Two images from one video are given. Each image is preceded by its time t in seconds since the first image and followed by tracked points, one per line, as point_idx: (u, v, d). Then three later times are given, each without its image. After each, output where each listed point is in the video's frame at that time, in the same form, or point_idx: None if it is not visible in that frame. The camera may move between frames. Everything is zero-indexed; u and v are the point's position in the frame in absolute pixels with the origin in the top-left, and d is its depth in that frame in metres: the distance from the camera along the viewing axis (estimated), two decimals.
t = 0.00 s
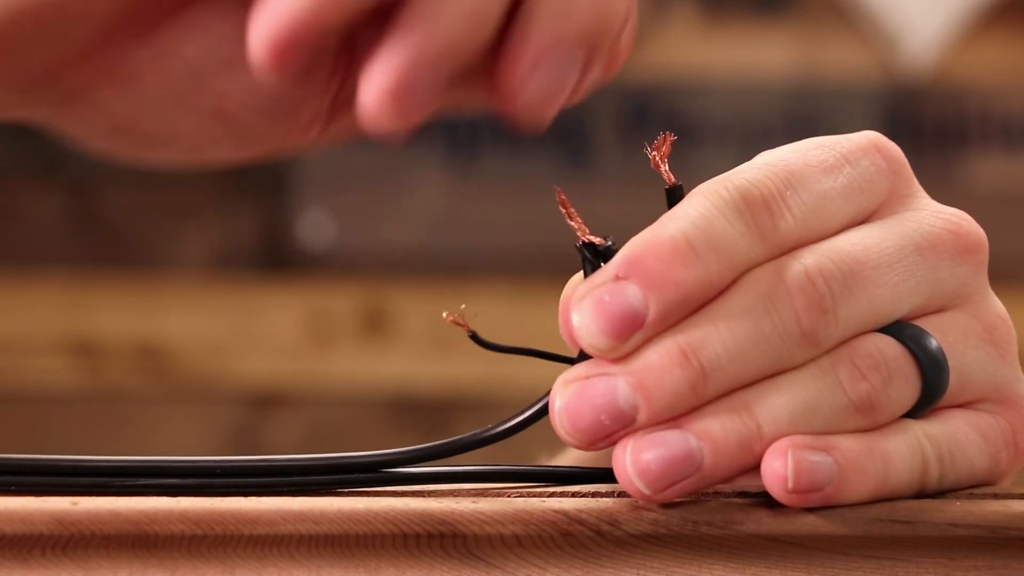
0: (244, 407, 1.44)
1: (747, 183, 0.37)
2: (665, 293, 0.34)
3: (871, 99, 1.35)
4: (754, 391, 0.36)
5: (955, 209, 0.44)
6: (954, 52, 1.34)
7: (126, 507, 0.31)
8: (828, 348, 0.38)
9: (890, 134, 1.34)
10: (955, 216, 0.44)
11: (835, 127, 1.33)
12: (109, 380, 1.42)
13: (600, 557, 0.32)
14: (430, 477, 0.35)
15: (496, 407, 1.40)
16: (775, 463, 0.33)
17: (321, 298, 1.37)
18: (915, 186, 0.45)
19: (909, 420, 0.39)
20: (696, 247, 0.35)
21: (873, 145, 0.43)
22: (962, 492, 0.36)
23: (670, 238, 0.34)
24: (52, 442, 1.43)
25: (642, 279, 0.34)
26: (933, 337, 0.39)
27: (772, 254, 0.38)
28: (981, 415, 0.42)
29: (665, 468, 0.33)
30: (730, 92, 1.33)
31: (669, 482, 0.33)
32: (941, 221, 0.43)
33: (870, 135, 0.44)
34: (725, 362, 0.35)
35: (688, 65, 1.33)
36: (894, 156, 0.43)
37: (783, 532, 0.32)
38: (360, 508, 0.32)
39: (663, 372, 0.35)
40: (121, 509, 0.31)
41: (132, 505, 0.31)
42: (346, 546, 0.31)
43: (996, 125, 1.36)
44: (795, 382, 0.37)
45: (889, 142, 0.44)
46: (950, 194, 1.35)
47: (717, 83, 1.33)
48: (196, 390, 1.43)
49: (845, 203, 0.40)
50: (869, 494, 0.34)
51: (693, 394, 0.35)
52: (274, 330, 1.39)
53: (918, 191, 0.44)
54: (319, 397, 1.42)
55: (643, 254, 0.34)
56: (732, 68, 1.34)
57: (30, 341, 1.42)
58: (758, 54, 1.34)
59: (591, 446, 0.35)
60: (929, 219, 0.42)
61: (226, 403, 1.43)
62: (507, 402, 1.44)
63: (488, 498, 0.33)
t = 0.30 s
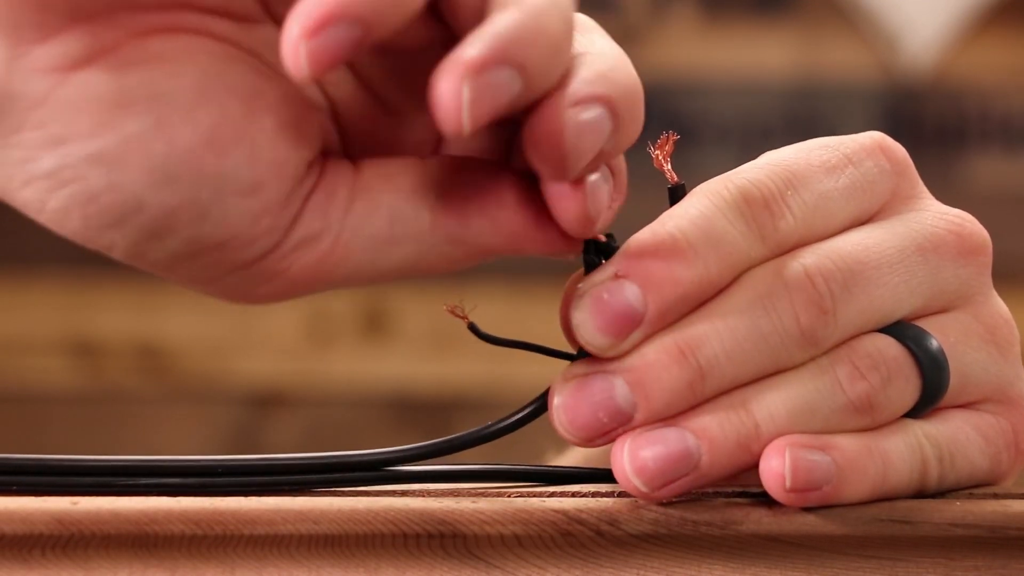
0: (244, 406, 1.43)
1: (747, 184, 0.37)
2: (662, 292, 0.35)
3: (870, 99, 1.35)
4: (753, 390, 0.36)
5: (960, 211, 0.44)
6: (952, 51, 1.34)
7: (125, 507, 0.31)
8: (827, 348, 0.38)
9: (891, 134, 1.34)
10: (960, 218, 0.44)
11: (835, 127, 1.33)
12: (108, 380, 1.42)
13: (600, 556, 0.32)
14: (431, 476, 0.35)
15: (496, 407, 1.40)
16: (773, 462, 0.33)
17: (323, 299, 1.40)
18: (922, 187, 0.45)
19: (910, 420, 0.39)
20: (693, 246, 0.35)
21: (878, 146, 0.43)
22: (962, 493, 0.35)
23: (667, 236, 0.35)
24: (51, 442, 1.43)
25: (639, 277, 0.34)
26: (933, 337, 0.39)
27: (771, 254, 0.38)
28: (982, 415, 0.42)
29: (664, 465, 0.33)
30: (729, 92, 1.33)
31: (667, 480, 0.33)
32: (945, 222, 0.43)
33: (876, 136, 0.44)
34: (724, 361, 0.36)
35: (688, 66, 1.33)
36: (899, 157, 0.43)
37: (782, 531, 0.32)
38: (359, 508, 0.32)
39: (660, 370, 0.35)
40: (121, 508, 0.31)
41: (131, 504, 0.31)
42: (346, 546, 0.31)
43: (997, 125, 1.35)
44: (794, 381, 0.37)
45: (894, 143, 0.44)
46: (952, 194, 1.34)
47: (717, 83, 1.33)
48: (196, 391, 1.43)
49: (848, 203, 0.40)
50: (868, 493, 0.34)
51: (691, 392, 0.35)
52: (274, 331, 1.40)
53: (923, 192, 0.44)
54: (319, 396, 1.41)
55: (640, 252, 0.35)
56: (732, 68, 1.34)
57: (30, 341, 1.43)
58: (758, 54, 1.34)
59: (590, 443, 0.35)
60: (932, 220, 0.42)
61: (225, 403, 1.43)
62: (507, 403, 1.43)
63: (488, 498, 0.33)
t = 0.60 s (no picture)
0: (243, 406, 1.42)
1: (745, 186, 0.37)
2: (665, 295, 0.34)
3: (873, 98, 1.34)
4: (754, 392, 0.36)
5: (957, 207, 0.45)
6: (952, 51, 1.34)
7: (124, 506, 0.31)
8: (829, 349, 0.38)
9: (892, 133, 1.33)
10: (956, 214, 0.44)
11: (836, 127, 1.32)
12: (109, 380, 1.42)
13: (600, 557, 0.32)
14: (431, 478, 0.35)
15: (496, 407, 1.40)
16: (776, 460, 0.33)
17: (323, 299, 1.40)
18: (917, 185, 0.45)
19: (910, 420, 0.39)
20: (696, 248, 0.35)
21: (872, 144, 0.43)
22: (963, 492, 0.36)
23: (669, 240, 0.34)
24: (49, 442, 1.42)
25: (643, 282, 0.34)
26: (933, 335, 0.39)
27: (771, 255, 0.38)
28: (984, 415, 0.42)
29: (671, 470, 0.33)
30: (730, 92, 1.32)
31: (674, 484, 0.33)
32: (942, 219, 0.43)
33: (869, 134, 0.44)
34: (730, 362, 0.35)
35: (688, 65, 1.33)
36: (893, 155, 0.43)
37: (783, 532, 0.32)
38: (358, 508, 0.32)
39: (666, 373, 0.34)
40: (120, 507, 0.31)
41: (130, 504, 0.31)
42: (346, 546, 0.31)
43: (996, 125, 1.33)
44: (795, 383, 0.37)
45: (887, 141, 0.44)
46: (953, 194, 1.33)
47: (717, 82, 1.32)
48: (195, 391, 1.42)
49: (846, 203, 0.40)
50: (871, 493, 0.34)
51: (698, 393, 0.35)
52: (274, 330, 1.40)
53: (917, 188, 0.45)
54: (319, 396, 1.41)
55: (642, 257, 0.34)
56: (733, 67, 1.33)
57: (30, 341, 1.43)
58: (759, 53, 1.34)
59: (598, 449, 0.35)
60: (929, 217, 0.43)
61: (221, 402, 1.42)
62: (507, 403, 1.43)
63: (488, 498, 0.33)
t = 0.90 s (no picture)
0: (244, 406, 1.40)
1: (748, 184, 0.37)
2: (661, 289, 0.34)
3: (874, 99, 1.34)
4: (749, 390, 0.37)
5: (956, 213, 0.45)
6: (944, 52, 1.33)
7: (123, 506, 0.31)
8: (824, 348, 0.38)
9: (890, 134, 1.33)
10: (958, 219, 0.45)
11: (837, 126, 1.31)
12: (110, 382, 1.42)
13: (600, 556, 0.32)
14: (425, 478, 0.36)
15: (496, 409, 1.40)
16: (771, 458, 0.34)
17: (323, 299, 1.34)
18: (917, 190, 0.46)
19: (906, 420, 0.39)
20: (692, 246, 0.35)
21: (877, 147, 0.44)
22: (960, 492, 0.35)
23: (666, 236, 0.35)
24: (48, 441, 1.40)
25: (638, 275, 0.34)
26: (927, 337, 0.39)
27: (769, 253, 0.38)
28: (982, 414, 0.43)
29: (664, 466, 0.33)
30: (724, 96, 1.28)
31: (666, 480, 0.33)
32: (943, 223, 0.44)
33: (874, 138, 0.44)
34: (723, 358, 0.36)
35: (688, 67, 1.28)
36: (898, 158, 0.44)
37: (782, 531, 0.32)
38: (359, 509, 0.32)
39: (659, 368, 0.35)
40: (119, 507, 0.31)
41: (129, 505, 0.31)
42: (345, 546, 0.31)
43: (997, 126, 1.34)
44: (789, 381, 0.37)
45: (892, 145, 0.45)
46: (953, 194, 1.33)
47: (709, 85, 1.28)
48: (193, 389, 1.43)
49: (847, 204, 0.40)
50: (866, 491, 0.34)
51: (689, 390, 0.35)
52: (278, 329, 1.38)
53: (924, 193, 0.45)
54: (320, 396, 1.40)
55: (638, 251, 0.34)
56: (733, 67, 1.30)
57: (30, 341, 1.41)
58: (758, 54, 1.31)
59: (589, 442, 0.35)
60: (930, 220, 0.43)
61: (222, 402, 1.40)
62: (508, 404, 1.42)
63: (487, 497, 0.33)
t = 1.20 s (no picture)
0: (244, 406, 1.03)
1: (741, 194, 0.40)
2: (654, 300, 0.37)
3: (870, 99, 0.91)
4: (748, 398, 0.39)
5: (951, 212, 0.46)
6: (974, 26, 1.04)
7: (122, 507, 0.35)
8: (822, 353, 0.40)
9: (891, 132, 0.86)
10: (951, 219, 0.45)
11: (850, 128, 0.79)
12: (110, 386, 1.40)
13: (598, 555, 0.35)
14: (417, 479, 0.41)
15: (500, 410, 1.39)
16: (772, 463, 0.36)
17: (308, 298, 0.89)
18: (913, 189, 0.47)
19: (907, 421, 0.41)
20: (685, 254, 0.38)
21: (868, 151, 0.45)
22: (962, 493, 0.38)
23: (661, 246, 0.38)
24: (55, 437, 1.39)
25: (632, 287, 0.37)
26: (926, 338, 0.41)
27: (766, 261, 0.41)
28: (985, 415, 0.43)
29: (667, 477, 0.35)
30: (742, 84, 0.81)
31: (671, 491, 0.35)
32: (935, 224, 0.45)
33: (864, 143, 0.46)
34: (717, 368, 0.39)
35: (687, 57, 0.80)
36: (887, 162, 0.45)
37: (783, 532, 0.35)
38: (359, 509, 0.35)
39: (655, 378, 0.38)
40: (119, 508, 0.35)
41: (128, 506, 0.35)
42: (346, 546, 0.34)
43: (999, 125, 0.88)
44: (788, 387, 0.39)
45: (882, 146, 0.46)
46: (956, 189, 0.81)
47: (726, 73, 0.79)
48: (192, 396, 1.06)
49: (838, 210, 0.42)
50: (868, 493, 0.37)
51: (686, 399, 0.38)
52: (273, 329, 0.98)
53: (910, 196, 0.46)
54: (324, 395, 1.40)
55: (631, 264, 0.37)
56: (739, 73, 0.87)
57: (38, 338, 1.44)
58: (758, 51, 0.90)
59: (589, 455, 0.38)
60: (922, 222, 0.44)
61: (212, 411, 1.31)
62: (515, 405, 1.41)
63: (490, 498, 0.36)
